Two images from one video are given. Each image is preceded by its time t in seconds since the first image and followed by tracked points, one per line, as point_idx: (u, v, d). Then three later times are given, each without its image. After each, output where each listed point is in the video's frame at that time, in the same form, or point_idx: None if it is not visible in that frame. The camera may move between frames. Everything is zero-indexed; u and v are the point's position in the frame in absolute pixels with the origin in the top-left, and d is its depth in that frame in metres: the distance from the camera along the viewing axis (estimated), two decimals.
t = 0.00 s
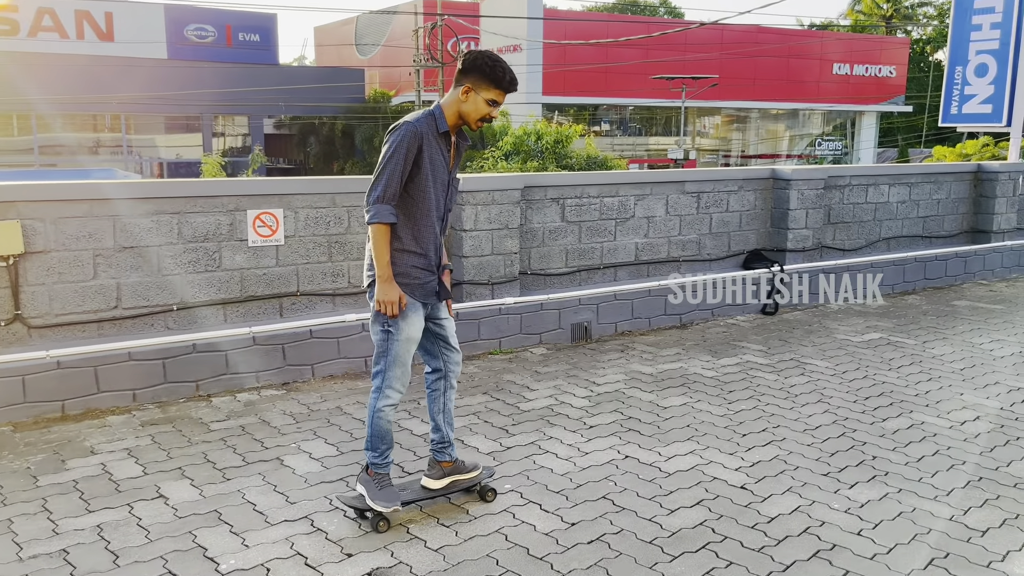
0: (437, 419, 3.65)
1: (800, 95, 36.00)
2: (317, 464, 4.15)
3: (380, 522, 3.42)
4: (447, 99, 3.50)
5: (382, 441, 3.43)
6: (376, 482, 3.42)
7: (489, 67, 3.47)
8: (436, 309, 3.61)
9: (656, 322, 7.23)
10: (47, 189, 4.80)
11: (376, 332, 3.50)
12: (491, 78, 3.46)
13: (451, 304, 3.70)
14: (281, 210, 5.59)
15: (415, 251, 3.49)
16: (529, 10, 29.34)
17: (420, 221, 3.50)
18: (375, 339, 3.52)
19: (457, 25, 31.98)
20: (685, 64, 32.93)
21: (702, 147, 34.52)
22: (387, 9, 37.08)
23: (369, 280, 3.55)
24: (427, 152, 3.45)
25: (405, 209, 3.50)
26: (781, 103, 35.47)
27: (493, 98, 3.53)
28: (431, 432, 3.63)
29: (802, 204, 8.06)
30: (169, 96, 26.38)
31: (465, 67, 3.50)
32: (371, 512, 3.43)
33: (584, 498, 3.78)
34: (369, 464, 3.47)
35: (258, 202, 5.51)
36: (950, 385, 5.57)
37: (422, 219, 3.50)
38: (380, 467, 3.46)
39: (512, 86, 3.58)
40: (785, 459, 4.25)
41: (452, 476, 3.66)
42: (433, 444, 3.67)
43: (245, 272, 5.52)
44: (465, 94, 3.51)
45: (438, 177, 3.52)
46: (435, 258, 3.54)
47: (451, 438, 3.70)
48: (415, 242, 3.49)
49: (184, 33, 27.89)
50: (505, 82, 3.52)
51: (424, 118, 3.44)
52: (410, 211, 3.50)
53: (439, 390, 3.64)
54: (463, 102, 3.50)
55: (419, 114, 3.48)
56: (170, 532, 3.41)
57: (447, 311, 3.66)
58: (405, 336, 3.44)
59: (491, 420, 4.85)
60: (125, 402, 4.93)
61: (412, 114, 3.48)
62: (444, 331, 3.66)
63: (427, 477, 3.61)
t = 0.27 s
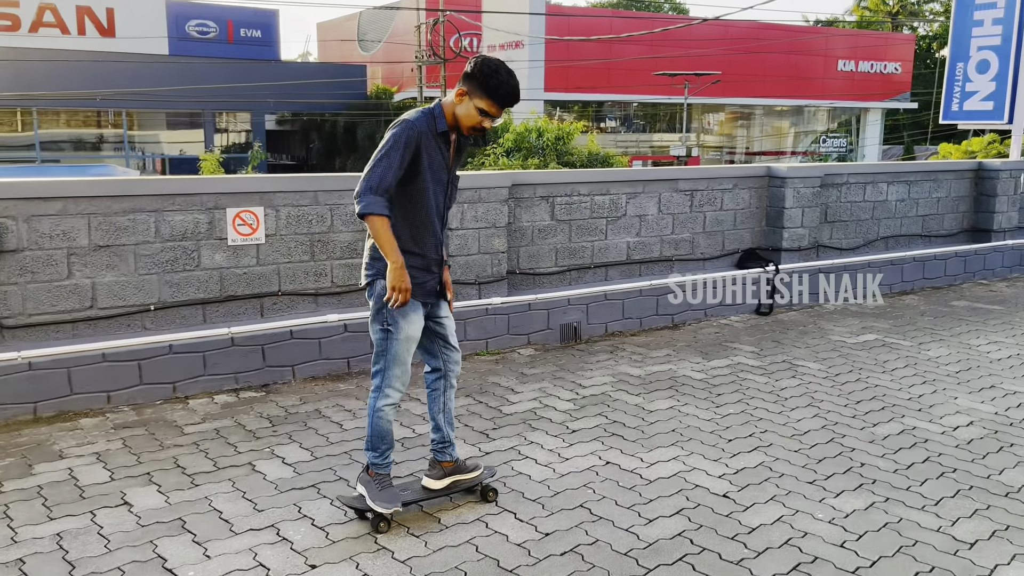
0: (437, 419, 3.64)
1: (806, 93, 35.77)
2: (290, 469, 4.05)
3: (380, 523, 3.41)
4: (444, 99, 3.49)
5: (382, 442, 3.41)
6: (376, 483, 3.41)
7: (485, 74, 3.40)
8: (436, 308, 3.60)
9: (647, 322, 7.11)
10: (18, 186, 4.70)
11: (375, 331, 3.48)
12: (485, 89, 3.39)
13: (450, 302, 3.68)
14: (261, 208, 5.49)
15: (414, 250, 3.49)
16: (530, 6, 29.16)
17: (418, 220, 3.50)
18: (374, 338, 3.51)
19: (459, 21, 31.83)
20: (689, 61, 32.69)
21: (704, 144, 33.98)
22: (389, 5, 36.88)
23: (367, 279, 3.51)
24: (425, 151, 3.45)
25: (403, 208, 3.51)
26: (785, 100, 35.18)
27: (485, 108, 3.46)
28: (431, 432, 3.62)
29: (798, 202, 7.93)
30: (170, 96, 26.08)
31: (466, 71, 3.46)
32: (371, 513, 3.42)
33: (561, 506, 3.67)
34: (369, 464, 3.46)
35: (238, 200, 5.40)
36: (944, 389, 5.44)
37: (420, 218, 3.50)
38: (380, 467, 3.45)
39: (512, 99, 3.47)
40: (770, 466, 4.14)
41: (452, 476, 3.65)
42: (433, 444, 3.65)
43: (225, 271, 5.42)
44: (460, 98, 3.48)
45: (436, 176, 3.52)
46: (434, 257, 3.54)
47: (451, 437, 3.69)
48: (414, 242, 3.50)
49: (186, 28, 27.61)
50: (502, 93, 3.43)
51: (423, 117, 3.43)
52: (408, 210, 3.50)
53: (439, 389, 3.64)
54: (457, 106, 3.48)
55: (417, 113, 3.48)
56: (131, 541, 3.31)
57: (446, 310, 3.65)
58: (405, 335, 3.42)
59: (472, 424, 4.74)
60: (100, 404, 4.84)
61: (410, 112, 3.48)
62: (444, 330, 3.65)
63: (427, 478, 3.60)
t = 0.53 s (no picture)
0: (439, 416, 3.58)
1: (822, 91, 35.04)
2: (266, 472, 3.97)
3: (383, 520, 3.35)
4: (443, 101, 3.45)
5: (385, 438, 3.34)
6: (379, 481, 3.35)
7: (483, 78, 3.34)
8: (440, 302, 3.49)
9: (643, 322, 7.00)
10: None
11: (378, 327, 3.40)
12: (482, 93, 3.34)
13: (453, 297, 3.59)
14: (246, 205, 5.41)
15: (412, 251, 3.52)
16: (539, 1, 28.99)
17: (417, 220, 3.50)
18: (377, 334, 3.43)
19: (467, 17, 31.69)
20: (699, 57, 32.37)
21: (714, 141, 33.88)
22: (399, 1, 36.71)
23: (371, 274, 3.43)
24: (428, 153, 3.41)
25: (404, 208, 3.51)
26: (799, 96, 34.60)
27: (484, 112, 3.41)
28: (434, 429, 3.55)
29: (799, 200, 7.79)
30: (181, 93, 25.58)
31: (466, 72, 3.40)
32: (374, 511, 3.36)
33: (540, 513, 3.56)
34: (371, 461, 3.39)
35: (223, 196, 5.32)
36: (943, 392, 5.30)
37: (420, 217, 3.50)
38: (382, 465, 3.38)
39: (511, 103, 3.41)
40: (759, 472, 4.02)
41: (456, 474, 3.60)
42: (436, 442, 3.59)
43: (209, 269, 5.34)
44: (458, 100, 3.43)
45: (437, 178, 3.48)
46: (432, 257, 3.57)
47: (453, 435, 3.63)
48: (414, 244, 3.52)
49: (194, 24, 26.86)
50: (500, 97, 3.37)
51: (425, 119, 3.39)
52: (408, 211, 3.50)
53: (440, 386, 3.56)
54: (455, 108, 3.44)
55: (420, 114, 3.42)
56: (94, 547, 3.24)
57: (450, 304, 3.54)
58: (407, 330, 3.36)
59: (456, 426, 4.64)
60: (79, 404, 4.77)
61: (413, 113, 3.42)
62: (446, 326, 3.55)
63: (431, 475, 3.54)
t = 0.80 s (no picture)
0: (453, 410, 3.62)
1: (841, 86, 34.65)
2: (253, 469, 3.91)
3: (397, 513, 3.38)
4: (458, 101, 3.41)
5: (401, 431, 3.41)
6: (394, 473, 3.40)
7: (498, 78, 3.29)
8: (453, 299, 3.56)
9: (648, 319, 6.89)
10: None
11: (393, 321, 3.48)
12: (497, 94, 3.29)
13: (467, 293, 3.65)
14: (243, 199, 5.36)
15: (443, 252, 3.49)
16: None
17: (441, 218, 3.48)
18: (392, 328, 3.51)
19: (483, 11, 31.56)
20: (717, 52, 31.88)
21: (733, 137, 33.07)
22: None
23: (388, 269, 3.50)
24: (447, 153, 3.38)
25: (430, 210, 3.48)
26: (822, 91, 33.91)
27: (498, 113, 3.36)
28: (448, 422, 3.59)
29: (809, 196, 7.65)
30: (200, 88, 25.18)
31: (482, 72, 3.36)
32: (388, 503, 3.40)
33: (527, 515, 3.49)
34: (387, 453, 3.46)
35: (219, 190, 5.27)
36: (952, 394, 5.16)
37: (443, 215, 3.48)
38: (398, 457, 3.45)
39: (526, 104, 3.35)
40: (756, 474, 3.92)
41: (470, 467, 3.62)
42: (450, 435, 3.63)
43: (205, 263, 5.29)
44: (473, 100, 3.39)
45: (456, 175, 3.44)
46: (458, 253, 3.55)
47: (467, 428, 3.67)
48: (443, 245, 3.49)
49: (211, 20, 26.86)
50: (514, 98, 3.32)
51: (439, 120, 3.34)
52: (431, 211, 3.48)
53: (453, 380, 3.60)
54: (470, 108, 3.39)
55: (435, 115, 3.38)
56: (72, 545, 3.19)
57: (463, 300, 3.61)
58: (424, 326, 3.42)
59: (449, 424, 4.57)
60: (72, 398, 4.74)
61: (428, 115, 3.38)
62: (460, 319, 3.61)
63: (445, 468, 3.57)
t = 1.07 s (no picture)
0: (476, 405, 3.60)
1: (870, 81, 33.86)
2: (248, 467, 3.86)
3: (420, 507, 3.39)
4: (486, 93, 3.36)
5: (423, 425, 3.38)
6: (418, 468, 3.39)
7: (524, 69, 3.23)
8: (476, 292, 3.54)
9: (660, 318, 6.78)
10: None
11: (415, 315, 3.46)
12: (522, 85, 3.23)
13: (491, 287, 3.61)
14: (247, 193, 5.31)
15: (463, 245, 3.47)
16: None
17: (464, 211, 3.46)
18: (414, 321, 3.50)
19: (505, 6, 31.42)
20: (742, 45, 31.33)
21: (758, 131, 31.96)
22: None
23: (410, 261, 3.48)
24: (472, 145, 3.35)
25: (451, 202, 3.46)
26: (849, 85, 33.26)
27: (524, 104, 3.30)
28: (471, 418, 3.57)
29: (827, 191, 7.48)
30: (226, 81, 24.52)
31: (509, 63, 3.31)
32: (411, 497, 3.41)
33: (522, 518, 3.39)
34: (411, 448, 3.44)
35: (222, 184, 5.23)
36: (971, 397, 4.99)
37: (466, 208, 3.46)
38: (421, 451, 3.42)
39: (554, 95, 3.28)
40: (762, 479, 3.80)
41: (495, 463, 3.59)
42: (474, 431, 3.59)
43: (208, 258, 5.26)
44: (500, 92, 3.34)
45: (480, 168, 3.43)
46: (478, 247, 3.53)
47: (491, 424, 3.63)
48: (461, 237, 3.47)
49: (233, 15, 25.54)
50: (541, 89, 3.25)
51: (465, 112, 3.32)
52: (453, 203, 3.46)
53: (475, 375, 3.58)
54: (497, 99, 3.34)
55: (462, 106, 3.35)
56: (58, 544, 3.15)
57: (486, 294, 3.58)
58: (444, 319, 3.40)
59: (450, 424, 4.49)
60: (74, 393, 4.72)
61: (455, 105, 3.35)
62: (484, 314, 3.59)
63: (469, 463, 3.55)
